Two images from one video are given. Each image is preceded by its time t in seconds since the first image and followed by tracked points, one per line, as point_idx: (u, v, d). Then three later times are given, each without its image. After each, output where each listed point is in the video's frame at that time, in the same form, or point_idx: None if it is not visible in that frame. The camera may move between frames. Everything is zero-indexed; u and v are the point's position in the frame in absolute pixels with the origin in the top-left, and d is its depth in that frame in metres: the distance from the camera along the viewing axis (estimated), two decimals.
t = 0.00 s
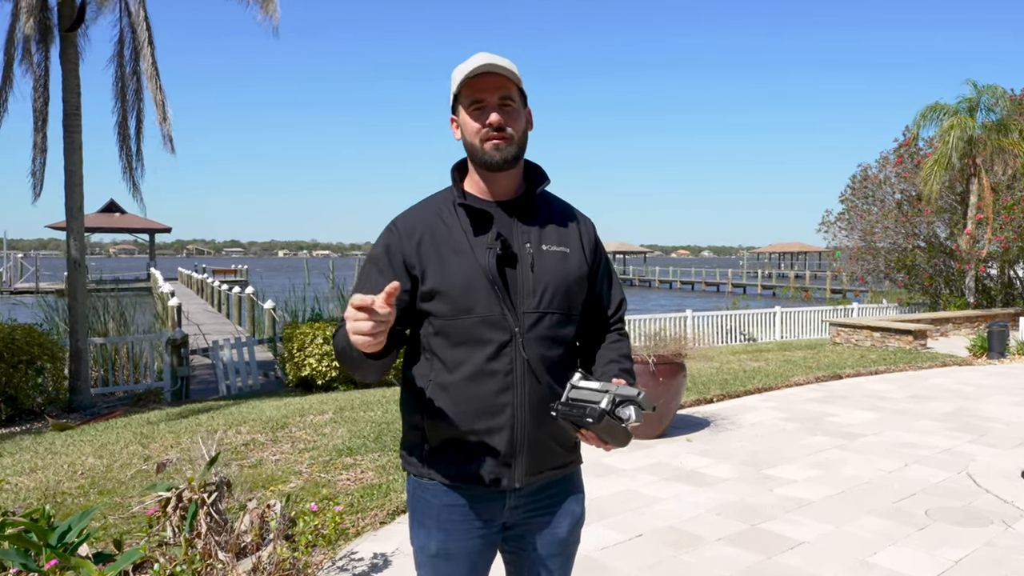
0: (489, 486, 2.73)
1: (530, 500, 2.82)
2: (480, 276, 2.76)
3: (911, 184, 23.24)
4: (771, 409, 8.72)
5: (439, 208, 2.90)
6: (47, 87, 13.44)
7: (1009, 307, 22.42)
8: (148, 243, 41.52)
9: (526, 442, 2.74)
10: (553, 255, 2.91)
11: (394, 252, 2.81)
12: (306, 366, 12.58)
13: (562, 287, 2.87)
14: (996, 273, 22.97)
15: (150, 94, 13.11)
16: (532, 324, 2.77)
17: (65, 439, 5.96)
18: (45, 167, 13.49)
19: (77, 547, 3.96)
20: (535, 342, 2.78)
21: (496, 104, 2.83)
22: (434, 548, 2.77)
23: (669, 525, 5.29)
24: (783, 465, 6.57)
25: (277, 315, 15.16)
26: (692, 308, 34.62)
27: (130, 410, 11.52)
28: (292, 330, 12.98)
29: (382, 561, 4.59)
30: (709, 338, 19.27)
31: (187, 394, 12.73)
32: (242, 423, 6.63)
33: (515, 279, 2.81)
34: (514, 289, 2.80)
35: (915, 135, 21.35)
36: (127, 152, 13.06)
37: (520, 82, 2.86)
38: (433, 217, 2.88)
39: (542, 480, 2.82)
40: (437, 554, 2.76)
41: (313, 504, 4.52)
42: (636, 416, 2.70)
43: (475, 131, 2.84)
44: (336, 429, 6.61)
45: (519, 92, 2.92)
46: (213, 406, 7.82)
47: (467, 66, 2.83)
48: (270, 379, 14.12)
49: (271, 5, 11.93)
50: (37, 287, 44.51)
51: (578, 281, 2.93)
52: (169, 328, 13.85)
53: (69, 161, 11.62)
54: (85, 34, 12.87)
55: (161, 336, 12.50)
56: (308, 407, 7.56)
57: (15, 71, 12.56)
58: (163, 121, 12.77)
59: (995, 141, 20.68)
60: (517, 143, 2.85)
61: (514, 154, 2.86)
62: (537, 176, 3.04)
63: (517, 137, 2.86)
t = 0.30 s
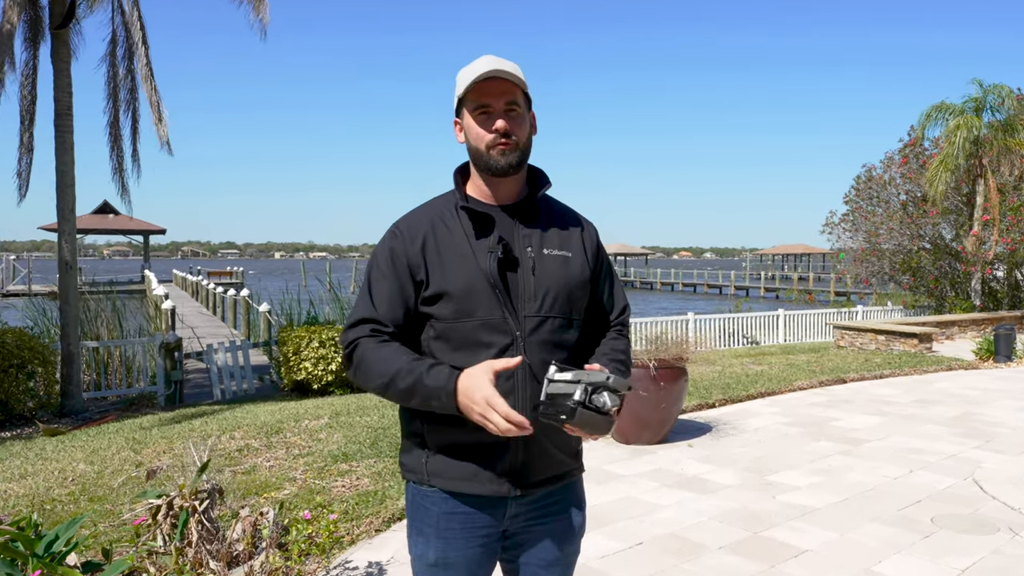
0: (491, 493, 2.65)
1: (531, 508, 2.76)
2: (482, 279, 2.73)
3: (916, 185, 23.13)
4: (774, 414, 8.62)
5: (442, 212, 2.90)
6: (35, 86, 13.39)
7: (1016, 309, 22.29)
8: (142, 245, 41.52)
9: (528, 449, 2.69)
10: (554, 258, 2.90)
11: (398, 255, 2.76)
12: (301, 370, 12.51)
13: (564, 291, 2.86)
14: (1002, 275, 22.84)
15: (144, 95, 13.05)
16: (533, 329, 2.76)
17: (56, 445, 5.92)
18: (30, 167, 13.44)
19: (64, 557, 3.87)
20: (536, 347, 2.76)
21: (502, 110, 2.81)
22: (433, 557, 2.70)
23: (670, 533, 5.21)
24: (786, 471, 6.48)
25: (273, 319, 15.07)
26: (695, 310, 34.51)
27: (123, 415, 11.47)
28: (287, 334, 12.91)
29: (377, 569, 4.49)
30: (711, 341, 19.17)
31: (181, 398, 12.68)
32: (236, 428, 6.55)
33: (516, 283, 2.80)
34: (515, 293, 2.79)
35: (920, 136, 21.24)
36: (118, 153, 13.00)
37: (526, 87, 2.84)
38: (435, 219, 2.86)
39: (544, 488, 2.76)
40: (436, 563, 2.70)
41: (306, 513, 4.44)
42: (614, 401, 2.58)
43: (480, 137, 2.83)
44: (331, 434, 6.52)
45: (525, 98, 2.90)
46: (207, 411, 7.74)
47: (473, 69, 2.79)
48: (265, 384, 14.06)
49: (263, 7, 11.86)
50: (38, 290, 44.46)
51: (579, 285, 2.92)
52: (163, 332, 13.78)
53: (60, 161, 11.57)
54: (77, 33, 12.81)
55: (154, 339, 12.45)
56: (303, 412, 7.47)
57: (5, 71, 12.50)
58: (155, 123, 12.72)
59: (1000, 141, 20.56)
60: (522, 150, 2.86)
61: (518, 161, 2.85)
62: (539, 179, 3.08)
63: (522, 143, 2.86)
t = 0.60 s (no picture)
0: (493, 499, 2.68)
1: (534, 514, 2.79)
2: (484, 284, 2.86)
3: (922, 186, 23.01)
4: (777, 419, 8.53)
5: (447, 214, 3.02)
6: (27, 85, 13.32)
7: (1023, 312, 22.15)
8: (135, 246, 41.52)
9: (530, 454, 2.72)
10: (557, 262, 3.02)
11: (405, 258, 2.89)
12: (297, 374, 12.46)
13: (564, 296, 2.98)
14: (1009, 278, 22.69)
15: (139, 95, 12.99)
16: (535, 334, 2.89)
17: (47, 450, 5.88)
18: (20, 167, 13.40)
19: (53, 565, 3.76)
20: (537, 351, 2.89)
21: (514, 114, 2.90)
22: (435, 563, 2.73)
23: (671, 541, 5.12)
24: (790, 477, 6.40)
25: (268, 321, 14.98)
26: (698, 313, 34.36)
27: (115, 419, 11.41)
28: (283, 338, 12.85)
29: None
30: (713, 344, 19.04)
31: (175, 403, 12.61)
32: (231, 433, 6.49)
33: (518, 288, 2.92)
34: (517, 299, 2.92)
35: (927, 136, 21.11)
36: (113, 153, 12.93)
37: (537, 93, 2.93)
38: (440, 222, 2.99)
39: (546, 495, 2.79)
40: (438, 570, 2.73)
41: (299, 521, 4.37)
42: (587, 406, 2.50)
43: (490, 139, 2.91)
44: (327, 440, 6.44)
45: (535, 102, 3.00)
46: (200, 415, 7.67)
47: (487, 73, 2.87)
48: (260, 388, 13.99)
49: (257, 8, 11.78)
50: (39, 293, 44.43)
51: (580, 290, 3.04)
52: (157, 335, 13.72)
53: (52, 162, 11.50)
54: (69, 32, 12.74)
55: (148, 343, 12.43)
56: (299, 417, 7.40)
57: None
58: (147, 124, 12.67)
59: (1007, 141, 20.44)
60: (529, 155, 2.96)
61: (527, 166, 2.96)
62: (542, 184, 3.19)
63: (530, 149, 2.96)
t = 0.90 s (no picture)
0: (493, 506, 2.82)
1: (533, 522, 2.91)
2: (484, 289, 2.95)
3: (928, 186, 22.88)
4: (780, 423, 8.44)
5: (447, 218, 3.11)
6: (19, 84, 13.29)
7: None
8: (130, 249, 41.50)
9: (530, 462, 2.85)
10: (558, 267, 3.09)
11: (405, 265, 2.98)
12: (293, 378, 12.42)
13: (565, 300, 3.05)
14: (1016, 280, 22.53)
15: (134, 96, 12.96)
16: (535, 338, 2.97)
17: (39, 455, 5.89)
18: (14, 169, 13.38)
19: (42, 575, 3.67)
20: (537, 356, 2.97)
21: (514, 113, 3.03)
22: (434, 567, 2.87)
23: (672, 548, 5.04)
24: (793, 483, 6.31)
25: (264, 324, 14.90)
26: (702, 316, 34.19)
27: (107, 425, 11.35)
28: (279, 341, 12.82)
29: None
30: (715, 347, 18.94)
31: (169, 407, 12.56)
32: (225, 438, 6.44)
33: (519, 293, 3.00)
34: (518, 304, 2.99)
35: (933, 136, 20.98)
36: (108, 154, 12.87)
37: (540, 95, 3.06)
38: (439, 225, 3.08)
39: (545, 504, 2.91)
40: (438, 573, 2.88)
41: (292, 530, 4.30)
42: (568, 412, 2.62)
43: (490, 136, 3.03)
44: (323, 445, 6.37)
45: (539, 107, 3.12)
46: (194, 420, 7.61)
47: (491, 71, 3.02)
48: (256, 393, 13.92)
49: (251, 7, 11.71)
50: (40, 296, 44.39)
51: (580, 295, 3.10)
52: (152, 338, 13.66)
53: (44, 162, 11.45)
54: (61, 31, 12.68)
55: (142, 346, 12.41)
56: (295, 421, 7.33)
57: None
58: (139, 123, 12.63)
59: (1013, 141, 20.33)
60: (527, 155, 3.05)
61: (523, 165, 3.04)
62: (544, 186, 3.25)
63: (528, 149, 3.05)
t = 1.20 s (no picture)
0: (493, 512, 2.85)
1: (533, 529, 2.95)
2: (482, 292, 2.88)
3: (935, 187, 22.76)
4: (784, 428, 8.35)
5: (445, 221, 3.06)
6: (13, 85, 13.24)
7: None
8: (125, 250, 41.42)
9: (529, 470, 2.88)
10: (559, 269, 3.02)
11: (401, 268, 2.92)
12: (289, 382, 12.36)
13: (566, 302, 2.98)
14: None
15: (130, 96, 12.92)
16: (536, 342, 2.91)
17: (30, 462, 5.86)
18: (9, 170, 13.35)
19: None
20: (538, 360, 2.90)
21: (516, 114, 2.97)
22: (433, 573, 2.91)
23: (673, 555, 4.95)
24: (797, 489, 6.22)
25: (259, 326, 14.82)
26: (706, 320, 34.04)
27: (99, 429, 11.30)
28: (275, 344, 12.75)
29: None
30: (716, 351, 18.82)
31: (163, 411, 12.50)
32: (220, 443, 6.38)
33: (518, 296, 2.94)
34: (518, 307, 2.93)
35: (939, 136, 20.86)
36: (100, 154, 12.82)
37: (543, 97, 3.00)
38: (436, 228, 3.03)
39: (545, 510, 2.95)
40: None
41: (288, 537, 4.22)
42: (540, 399, 2.55)
43: (490, 136, 2.98)
44: (319, 450, 6.30)
45: (541, 108, 3.06)
46: (188, 425, 7.55)
47: (493, 70, 2.96)
48: (251, 397, 13.86)
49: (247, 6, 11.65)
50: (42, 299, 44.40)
51: (582, 297, 3.03)
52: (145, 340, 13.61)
53: (36, 163, 11.39)
54: (53, 29, 12.62)
55: (136, 349, 12.35)
56: (291, 426, 7.26)
57: None
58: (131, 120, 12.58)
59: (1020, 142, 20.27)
60: (528, 157, 3.00)
61: (523, 168, 2.98)
62: (546, 188, 3.19)
63: (529, 151, 2.99)
